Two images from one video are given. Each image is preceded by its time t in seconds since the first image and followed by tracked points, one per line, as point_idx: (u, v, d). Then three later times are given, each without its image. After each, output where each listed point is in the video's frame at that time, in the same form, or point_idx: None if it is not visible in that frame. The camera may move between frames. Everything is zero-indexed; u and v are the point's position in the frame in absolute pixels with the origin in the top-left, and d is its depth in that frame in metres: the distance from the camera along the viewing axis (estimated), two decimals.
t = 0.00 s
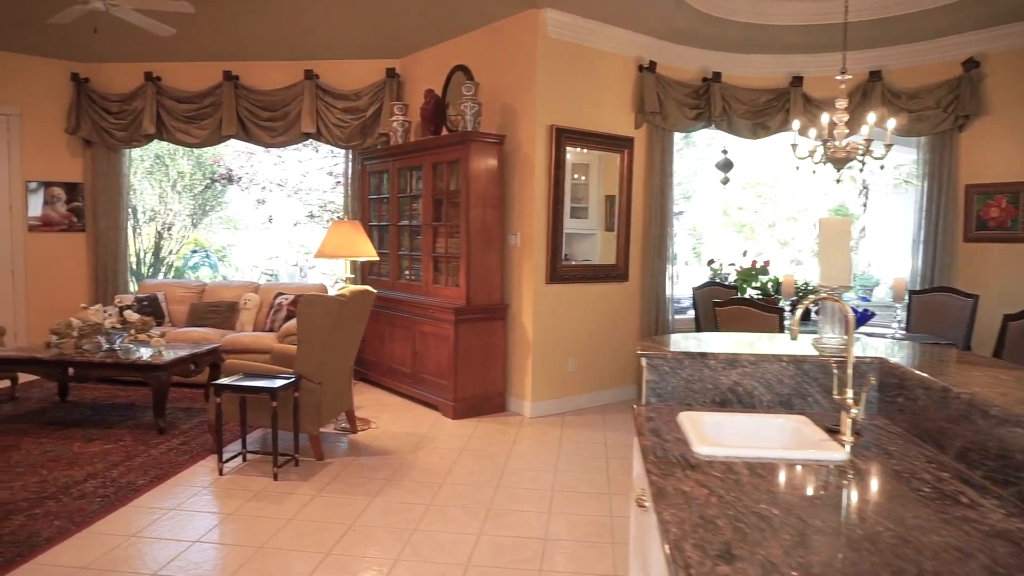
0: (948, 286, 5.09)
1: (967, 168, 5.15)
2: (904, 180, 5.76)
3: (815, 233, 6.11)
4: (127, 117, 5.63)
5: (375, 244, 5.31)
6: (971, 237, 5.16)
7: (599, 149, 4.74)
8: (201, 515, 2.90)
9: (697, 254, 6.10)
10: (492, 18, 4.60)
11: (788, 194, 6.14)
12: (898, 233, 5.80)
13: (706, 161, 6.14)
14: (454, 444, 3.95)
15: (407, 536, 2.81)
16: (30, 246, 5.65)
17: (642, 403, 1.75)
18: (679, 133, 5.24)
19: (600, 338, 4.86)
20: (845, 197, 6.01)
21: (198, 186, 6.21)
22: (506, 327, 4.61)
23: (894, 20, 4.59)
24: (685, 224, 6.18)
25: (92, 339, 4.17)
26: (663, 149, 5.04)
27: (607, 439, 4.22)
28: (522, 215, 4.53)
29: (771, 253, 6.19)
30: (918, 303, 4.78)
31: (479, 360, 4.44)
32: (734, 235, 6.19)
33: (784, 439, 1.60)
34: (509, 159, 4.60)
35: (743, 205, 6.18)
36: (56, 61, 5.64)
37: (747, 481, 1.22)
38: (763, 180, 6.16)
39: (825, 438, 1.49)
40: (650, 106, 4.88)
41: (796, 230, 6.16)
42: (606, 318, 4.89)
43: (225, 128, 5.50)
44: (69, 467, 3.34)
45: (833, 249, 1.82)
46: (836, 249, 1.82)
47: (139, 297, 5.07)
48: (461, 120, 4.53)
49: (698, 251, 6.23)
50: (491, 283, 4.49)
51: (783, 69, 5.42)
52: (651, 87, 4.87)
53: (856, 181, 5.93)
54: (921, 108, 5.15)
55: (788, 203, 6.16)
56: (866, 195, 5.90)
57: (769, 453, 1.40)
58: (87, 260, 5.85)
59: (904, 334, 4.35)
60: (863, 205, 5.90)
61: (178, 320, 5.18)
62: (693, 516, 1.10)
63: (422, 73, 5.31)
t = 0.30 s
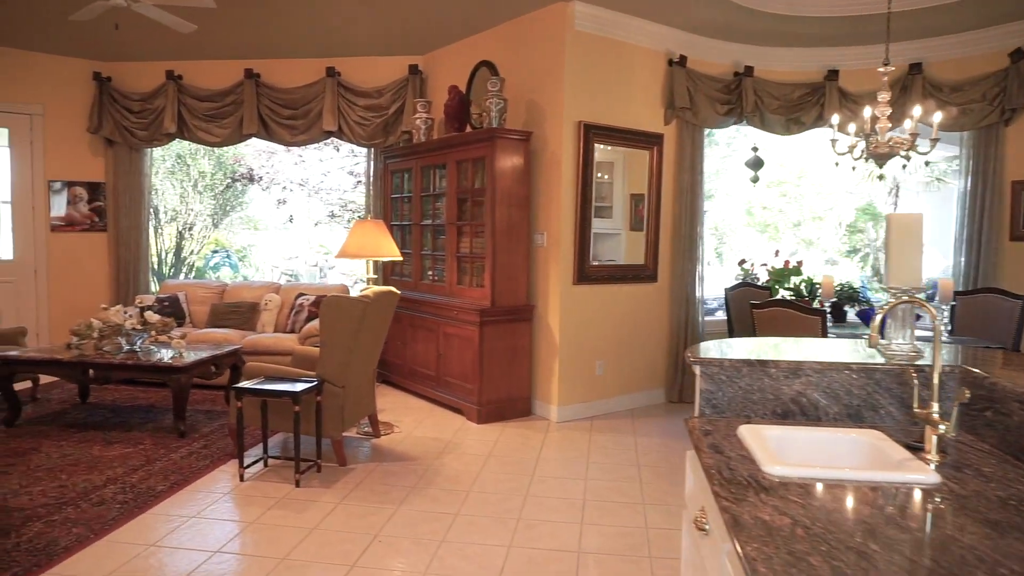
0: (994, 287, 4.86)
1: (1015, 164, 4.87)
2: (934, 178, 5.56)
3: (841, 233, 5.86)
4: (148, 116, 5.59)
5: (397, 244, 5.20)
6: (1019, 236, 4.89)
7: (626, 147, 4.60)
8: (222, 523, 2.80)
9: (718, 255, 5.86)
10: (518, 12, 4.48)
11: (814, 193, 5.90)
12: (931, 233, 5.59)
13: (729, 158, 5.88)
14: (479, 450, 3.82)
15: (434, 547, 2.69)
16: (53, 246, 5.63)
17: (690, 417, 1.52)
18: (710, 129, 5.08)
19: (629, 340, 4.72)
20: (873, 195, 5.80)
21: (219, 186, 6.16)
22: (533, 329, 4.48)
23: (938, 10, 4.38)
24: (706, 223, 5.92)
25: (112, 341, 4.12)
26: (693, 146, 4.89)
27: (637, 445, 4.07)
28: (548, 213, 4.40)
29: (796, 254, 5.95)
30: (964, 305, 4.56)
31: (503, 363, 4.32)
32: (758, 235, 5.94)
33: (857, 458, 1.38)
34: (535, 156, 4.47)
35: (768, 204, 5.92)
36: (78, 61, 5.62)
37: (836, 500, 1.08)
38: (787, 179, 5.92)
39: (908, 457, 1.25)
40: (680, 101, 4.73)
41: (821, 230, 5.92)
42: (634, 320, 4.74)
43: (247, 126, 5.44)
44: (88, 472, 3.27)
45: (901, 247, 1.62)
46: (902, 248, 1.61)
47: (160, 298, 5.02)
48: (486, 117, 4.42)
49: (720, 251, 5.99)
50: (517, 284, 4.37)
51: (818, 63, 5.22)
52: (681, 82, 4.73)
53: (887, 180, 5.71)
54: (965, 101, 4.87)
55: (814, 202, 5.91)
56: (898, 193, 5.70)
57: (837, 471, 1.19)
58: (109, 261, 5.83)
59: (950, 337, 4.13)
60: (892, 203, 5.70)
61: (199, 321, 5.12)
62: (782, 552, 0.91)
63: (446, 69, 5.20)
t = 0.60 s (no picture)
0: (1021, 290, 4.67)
1: None
2: (948, 177, 5.40)
3: (851, 233, 5.68)
4: (148, 114, 5.46)
5: (402, 245, 5.06)
6: None
7: (639, 145, 4.45)
8: (219, 541, 2.67)
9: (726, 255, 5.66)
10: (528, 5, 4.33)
11: (824, 191, 5.70)
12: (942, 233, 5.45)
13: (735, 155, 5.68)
14: (488, 460, 3.68)
15: (443, 567, 2.55)
16: (51, 247, 5.51)
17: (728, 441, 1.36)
18: (725, 127, 4.92)
19: (641, 345, 4.57)
20: (884, 194, 5.60)
21: (221, 185, 6.03)
22: (542, 333, 4.33)
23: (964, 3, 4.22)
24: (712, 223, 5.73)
25: (109, 345, 3.99)
26: (708, 144, 4.73)
27: (651, 455, 3.92)
28: (559, 213, 4.25)
29: (803, 254, 5.77)
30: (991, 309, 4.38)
31: (512, 369, 4.17)
32: (767, 236, 5.75)
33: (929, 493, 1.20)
34: (545, 155, 4.33)
35: (775, 202, 5.73)
36: (77, 58, 5.50)
37: (916, 549, 0.93)
38: (797, 178, 5.72)
39: (990, 495, 1.07)
40: (695, 98, 4.58)
41: (831, 230, 5.72)
42: (645, 323, 4.58)
43: (249, 125, 5.30)
44: (82, 484, 3.14)
45: (961, 253, 1.49)
46: (967, 254, 1.48)
47: (159, 300, 4.89)
48: (495, 114, 4.27)
49: (727, 251, 5.79)
50: (526, 286, 4.23)
51: (837, 58, 5.05)
52: (696, 78, 4.58)
53: (899, 177, 5.52)
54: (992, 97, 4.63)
55: (823, 201, 5.72)
56: (910, 193, 5.53)
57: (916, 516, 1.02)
58: (108, 262, 5.70)
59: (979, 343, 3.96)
60: (903, 202, 5.53)
61: (200, 324, 4.98)
62: None
63: (453, 65, 5.06)
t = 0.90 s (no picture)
0: None
1: None
2: (948, 177, 5.31)
3: (849, 233, 5.58)
4: (137, 111, 5.31)
5: (398, 246, 4.92)
6: None
7: (642, 144, 4.34)
8: (207, 558, 2.53)
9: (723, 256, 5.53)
10: None
11: (822, 192, 5.59)
12: (940, 235, 5.37)
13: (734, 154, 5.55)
14: (487, 469, 3.55)
15: None
16: (37, 247, 5.35)
17: (759, 463, 1.24)
18: (729, 125, 4.81)
19: (644, 348, 4.45)
20: (884, 194, 5.52)
21: (213, 185, 5.87)
22: (542, 336, 4.21)
23: None
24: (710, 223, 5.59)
25: (94, 350, 3.84)
26: (712, 142, 4.62)
27: (656, 462, 3.80)
28: (560, 213, 4.13)
29: (802, 255, 5.65)
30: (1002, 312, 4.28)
31: (511, 374, 4.05)
32: (765, 237, 5.63)
33: (988, 526, 1.09)
34: (545, 153, 4.21)
35: (774, 203, 5.62)
36: (64, 54, 5.34)
37: None
38: (796, 179, 5.60)
39: None
40: (699, 95, 4.47)
41: (830, 230, 5.62)
42: (648, 326, 4.46)
43: (241, 123, 5.16)
44: (63, 497, 2.99)
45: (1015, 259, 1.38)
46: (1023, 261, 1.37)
47: (148, 303, 4.73)
48: (494, 111, 4.15)
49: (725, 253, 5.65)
50: (527, 288, 4.10)
51: (844, 55, 4.95)
52: (700, 75, 4.47)
53: (901, 178, 5.44)
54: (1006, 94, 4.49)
55: (822, 202, 5.62)
56: (910, 193, 5.44)
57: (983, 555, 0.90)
58: (95, 263, 5.54)
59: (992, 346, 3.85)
60: (904, 202, 5.45)
61: (190, 327, 4.83)
62: None
63: (450, 62, 4.93)
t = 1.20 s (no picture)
0: None
1: None
2: (953, 175, 5.20)
3: (853, 233, 5.47)
4: (134, 108, 5.19)
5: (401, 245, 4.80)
6: None
7: (652, 141, 4.23)
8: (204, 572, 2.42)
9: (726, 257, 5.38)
10: None
11: (826, 192, 5.46)
12: (945, 234, 5.27)
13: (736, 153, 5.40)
14: (495, 476, 3.44)
15: None
16: (33, 247, 5.24)
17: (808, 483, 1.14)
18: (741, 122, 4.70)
19: (654, 350, 4.34)
20: (888, 193, 5.39)
21: (212, 184, 5.75)
22: (549, 338, 4.10)
23: None
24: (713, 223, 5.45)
25: (89, 353, 3.73)
26: (722, 140, 4.52)
27: (669, 469, 3.70)
28: (568, 211, 4.02)
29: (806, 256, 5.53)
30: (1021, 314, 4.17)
31: (518, 377, 3.93)
32: (769, 237, 5.50)
33: None
34: (553, 151, 4.10)
35: (778, 203, 5.48)
36: (59, 49, 5.22)
37: None
38: (800, 178, 5.48)
39: None
40: (710, 92, 4.36)
41: (834, 231, 5.51)
42: (657, 328, 4.34)
43: (240, 120, 5.02)
44: (55, 506, 2.88)
45: None
46: None
47: (145, 303, 4.61)
48: (500, 107, 4.04)
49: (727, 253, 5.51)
50: (534, 289, 3.99)
51: (857, 50, 4.84)
52: (710, 70, 4.36)
53: (907, 178, 5.32)
54: None
55: (826, 202, 5.50)
56: (917, 193, 5.32)
57: None
58: (92, 263, 5.42)
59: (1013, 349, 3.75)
60: (911, 202, 5.33)
61: (188, 329, 4.71)
62: None
63: (454, 57, 4.81)
